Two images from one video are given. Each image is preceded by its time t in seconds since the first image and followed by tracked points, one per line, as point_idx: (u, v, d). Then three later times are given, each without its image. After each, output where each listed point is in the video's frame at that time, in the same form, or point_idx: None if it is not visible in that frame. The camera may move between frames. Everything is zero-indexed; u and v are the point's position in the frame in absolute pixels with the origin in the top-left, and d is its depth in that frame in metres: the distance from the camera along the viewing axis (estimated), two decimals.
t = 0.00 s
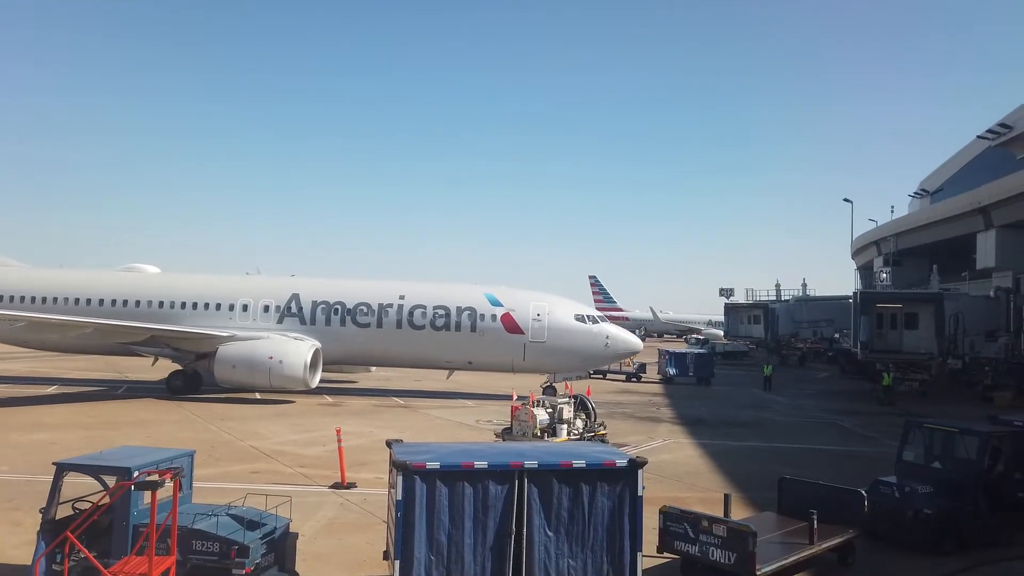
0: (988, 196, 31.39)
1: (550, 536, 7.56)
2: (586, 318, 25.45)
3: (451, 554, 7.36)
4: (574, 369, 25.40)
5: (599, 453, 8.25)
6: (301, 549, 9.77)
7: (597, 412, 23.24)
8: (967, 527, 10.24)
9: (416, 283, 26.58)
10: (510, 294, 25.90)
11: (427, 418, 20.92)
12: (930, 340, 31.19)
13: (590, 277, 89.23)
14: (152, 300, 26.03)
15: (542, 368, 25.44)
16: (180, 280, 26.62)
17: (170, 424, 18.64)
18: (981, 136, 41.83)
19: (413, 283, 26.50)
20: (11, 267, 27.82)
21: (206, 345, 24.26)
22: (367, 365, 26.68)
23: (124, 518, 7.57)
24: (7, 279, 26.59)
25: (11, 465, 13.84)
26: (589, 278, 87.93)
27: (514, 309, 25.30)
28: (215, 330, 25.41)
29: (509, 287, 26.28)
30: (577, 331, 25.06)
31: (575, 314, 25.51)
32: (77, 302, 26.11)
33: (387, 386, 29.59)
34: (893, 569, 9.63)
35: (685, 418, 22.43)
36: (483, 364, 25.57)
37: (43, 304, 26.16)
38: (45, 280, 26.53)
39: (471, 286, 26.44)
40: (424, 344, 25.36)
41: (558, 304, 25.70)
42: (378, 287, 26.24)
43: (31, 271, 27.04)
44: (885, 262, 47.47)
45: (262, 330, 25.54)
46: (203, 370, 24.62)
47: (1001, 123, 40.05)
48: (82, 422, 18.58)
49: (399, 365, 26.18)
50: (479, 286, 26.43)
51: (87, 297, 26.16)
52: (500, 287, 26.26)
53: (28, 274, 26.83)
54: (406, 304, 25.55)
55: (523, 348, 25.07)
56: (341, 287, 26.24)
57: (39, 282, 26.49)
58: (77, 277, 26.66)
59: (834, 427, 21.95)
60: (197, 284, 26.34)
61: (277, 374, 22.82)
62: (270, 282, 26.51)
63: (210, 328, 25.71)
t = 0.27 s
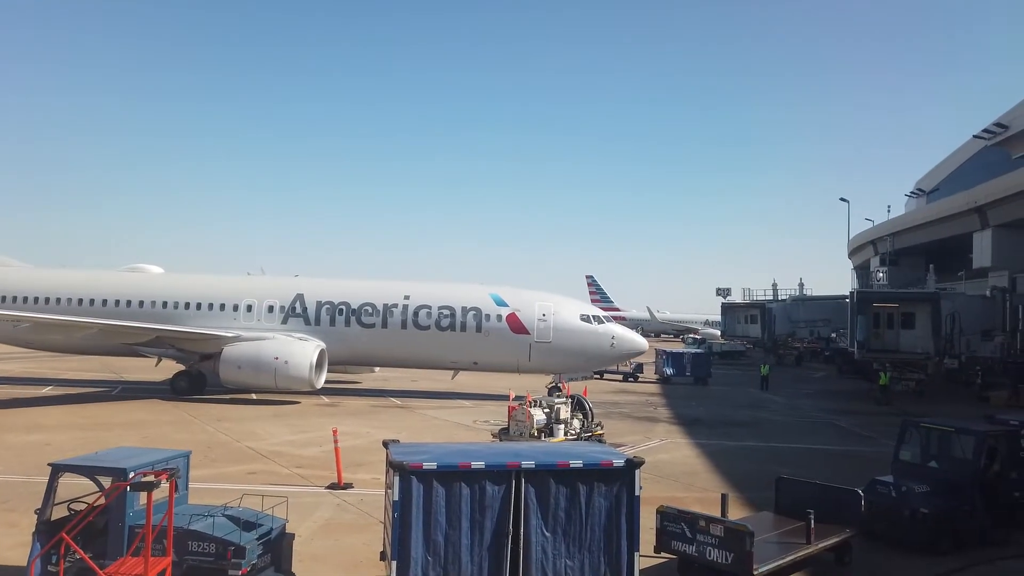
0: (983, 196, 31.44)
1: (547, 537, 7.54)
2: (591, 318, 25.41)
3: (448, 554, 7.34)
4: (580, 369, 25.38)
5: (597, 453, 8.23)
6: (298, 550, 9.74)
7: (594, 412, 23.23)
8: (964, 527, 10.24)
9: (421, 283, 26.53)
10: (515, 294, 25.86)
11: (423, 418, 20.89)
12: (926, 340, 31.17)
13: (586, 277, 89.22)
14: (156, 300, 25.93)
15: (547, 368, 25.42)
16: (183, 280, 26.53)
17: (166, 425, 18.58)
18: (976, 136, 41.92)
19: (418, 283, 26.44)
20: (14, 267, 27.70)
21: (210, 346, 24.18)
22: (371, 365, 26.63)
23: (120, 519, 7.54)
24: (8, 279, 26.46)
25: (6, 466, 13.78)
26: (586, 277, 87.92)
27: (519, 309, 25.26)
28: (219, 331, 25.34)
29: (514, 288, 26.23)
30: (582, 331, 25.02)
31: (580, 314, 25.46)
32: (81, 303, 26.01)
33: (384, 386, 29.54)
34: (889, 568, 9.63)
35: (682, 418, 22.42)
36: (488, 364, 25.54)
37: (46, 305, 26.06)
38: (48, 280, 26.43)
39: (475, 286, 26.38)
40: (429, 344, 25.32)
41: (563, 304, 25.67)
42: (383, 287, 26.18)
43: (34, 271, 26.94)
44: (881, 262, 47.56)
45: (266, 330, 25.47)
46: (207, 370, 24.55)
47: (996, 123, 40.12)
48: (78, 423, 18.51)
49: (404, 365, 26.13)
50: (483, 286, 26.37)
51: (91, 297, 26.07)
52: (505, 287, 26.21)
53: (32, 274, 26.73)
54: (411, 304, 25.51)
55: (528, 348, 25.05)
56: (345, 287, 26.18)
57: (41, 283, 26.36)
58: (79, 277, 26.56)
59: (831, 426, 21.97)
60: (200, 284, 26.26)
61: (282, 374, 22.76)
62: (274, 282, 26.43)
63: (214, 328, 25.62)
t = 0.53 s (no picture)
0: (978, 195, 31.54)
1: (543, 535, 7.56)
2: (596, 318, 25.41)
3: (445, 553, 7.36)
4: (585, 369, 25.39)
5: (594, 452, 8.25)
6: (295, 549, 9.74)
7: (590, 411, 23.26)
8: (958, 525, 10.29)
9: (426, 283, 26.53)
10: (520, 294, 25.87)
11: (420, 417, 20.90)
12: (921, 339, 31.22)
13: (584, 276, 89.24)
14: (160, 300, 25.88)
15: (553, 368, 25.44)
16: (188, 280, 26.49)
17: (162, 424, 18.55)
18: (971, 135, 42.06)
19: (423, 283, 26.44)
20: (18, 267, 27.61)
21: (216, 346, 24.16)
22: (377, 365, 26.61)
23: (116, 519, 7.54)
24: (12, 279, 26.36)
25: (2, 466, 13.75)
26: (583, 277, 87.96)
27: (524, 309, 25.27)
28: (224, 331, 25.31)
29: (519, 288, 26.23)
30: (588, 331, 25.03)
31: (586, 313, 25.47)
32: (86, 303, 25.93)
33: (381, 386, 29.54)
34: (884, 566, 9.66)
35: (678, 417, 22.46)
36: (493, 364, 25.56)
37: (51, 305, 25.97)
38: (52, 280, 26.35)
39: (480, 286, 26.38)
40: (434, 344, 25.31)
41: (569, 304, 25.67)
42: (387, 288, 26.17)
43: (38, 272, 26.85)
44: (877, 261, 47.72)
45: (272, 330, 25.44)
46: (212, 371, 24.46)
47: (991, 123, 40.26)
48: (74, 423, 18.47)
49: (409, 366, 26.12)
50: (488, 286, 26.37)
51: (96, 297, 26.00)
52: (510, 287, 26.22)
53: (36, 274, 26.64)
54: (416, 304, 25.51)
55: (533, 348, 25.06)
56: (350, 287, 26.18)
57: (44, 283, 26.28)
58: (83, 277, 26.49)
59: (826, 425, 22.03)
60: (205, 284, 26.24)
61: (288, 374, 22.73)
62: (280, 282, 26.42)
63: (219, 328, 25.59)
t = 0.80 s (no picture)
0: (974, 192, 31.62)
1: (540, 532, 7.57)
2: (602, 315, 25.40)
3: (442, 550, 7.36)
4: (590, 366, 25.41)
5: (590, 449, 8.26)
6: (291, 546, 9.74)
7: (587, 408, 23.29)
8: (954, 521, 10.34)
9: (431, 280, 26.50)
10: (526, 291, 25.85)
11: (417, 415, 20.91)
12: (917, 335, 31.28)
13: (580, 273, 89.31)
14: (165, 299, 25.82)
15: (558, 366, 25.46)
16: (192, 278, 26.43)
17: (158, 422, 18.52)
18: (967, 132, 42.12)
19: (428, 281, 26.39)
20: (21, 265, 27.43)
21: (221, 344, 24.14)
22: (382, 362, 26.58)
23: (112, 517, 7.53)
24: (16, 278, 26.21)
25: None
26: (579, 274, 88.08)
27: (529, 306, 25.26)
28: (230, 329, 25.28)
29: (524, 285, 26.21)
30: (593, 328, 25.02)
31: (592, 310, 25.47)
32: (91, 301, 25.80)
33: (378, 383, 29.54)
34: (881, 562, 9.69)
35: (674, 414, 22.50)
36: (498, 361, 25.57)
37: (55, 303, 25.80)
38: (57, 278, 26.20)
39: (485, 284, 26.35)
40: (439, 342, 25.29)
41: (574, 301, 25.65)
42: (393, 285, 26.11)
43: (41, 270, 26.69)
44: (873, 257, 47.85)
45: (276, 328, 25.39)
46: (217, 368, 24.52)
47: (987, 119, 40.34)
48: (70, 421, 18.42)
49: (413, 364, 26.10)
50: (494, 283, 26.34)
51: (100, 295, 25.88)
52: (515, 285, 26.21)
53: (40, 272, 26.47)
54: (421, 302, 25.47)
55: (539, 346, 25.06)
56: (355, 285, 26.13)
57: (47, 281, 26.13)
58: (87, 276, 26.38)
59: (822, 421, 22.10)
60: (209, 282, 26.18)
61: (294, 372, 22.70)
62: (285, 280, 26.38)
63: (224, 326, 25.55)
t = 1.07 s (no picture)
0: (970, 191, 31.71)
1: (537, 531, 7.57)
2: (607, 315, 25.42)
3: (438, 550, 7.36)
4: (596, 365, 25.44)
5: (587, 448, 8.27)
6: (287, 546, 9.73)
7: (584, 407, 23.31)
8: (949, 519, 10.37)
9: (436, 280, 26.47)
10: (531, 291, 25.84)
11: (414, 414, 20.91)
12: (913, 334, 31.35)
13: (577, 274, 89.34)
14: (170, 299, 25.75)
15: (564, 365, 25.48)
16: (195, 278, 26.36)
17: (155, 422, 18.50)
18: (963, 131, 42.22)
19: (433, 280, 26.36)
20: (24, 265, 27.35)
21: (227, 344, 24.10)
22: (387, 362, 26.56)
23: (108, 517, 7.51)
24: (21, 278, 26.13)
25: None
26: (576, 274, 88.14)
27: (535, 306, 25.25)
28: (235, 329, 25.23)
29: (529, 285, 26.19)
30: (599, 327, 25.02)
31: (597, 310, 25.48)
32: (96, 301, 25.73)
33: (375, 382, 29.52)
34: (877, 561, 9.71)
35: (671, 413, 22.53)
36: (503, 361, 25.58)
37: (59, 303, 25.74)
38: (61, 278, 26.12)
39: (490, 283, 26.33)
40: (444, 341, 25.27)
41: (579, 300, 25.64)
42: (398, 285, 26.08)
43: (45, 270, 26.61)
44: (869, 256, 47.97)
45: (282, 327, 25.35)
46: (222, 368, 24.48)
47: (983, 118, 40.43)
48: (67, 421, 18.39)
49: (419, 364, 26.09)
50: (499, 283, 26.33)
51: (105, 295, 25.80)
52: (520, 285, 26.19)
53: (44, 272, 26.39)
54: (426, 301, 25.44)
55: (544, 345, 25.06)
56: (360, 285, 26.09)
57: (51, 281, 26.05)
58: (90, 276, 26.30)
59: (819, 420, 22.16)
60: (213, 282, 26.12)
61: (301, 372, 22.68)
62: (289, 279, 26.34)
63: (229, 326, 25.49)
